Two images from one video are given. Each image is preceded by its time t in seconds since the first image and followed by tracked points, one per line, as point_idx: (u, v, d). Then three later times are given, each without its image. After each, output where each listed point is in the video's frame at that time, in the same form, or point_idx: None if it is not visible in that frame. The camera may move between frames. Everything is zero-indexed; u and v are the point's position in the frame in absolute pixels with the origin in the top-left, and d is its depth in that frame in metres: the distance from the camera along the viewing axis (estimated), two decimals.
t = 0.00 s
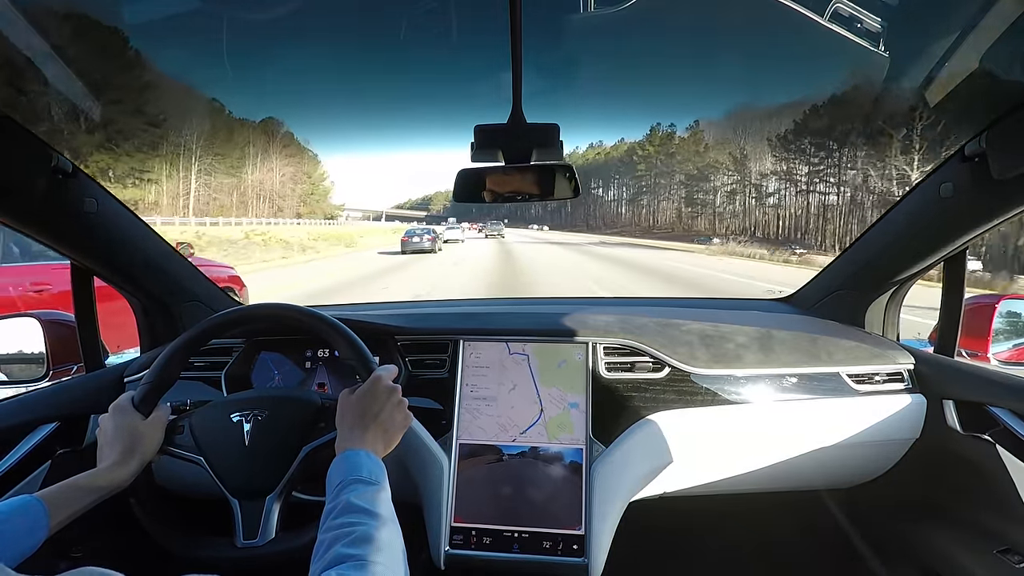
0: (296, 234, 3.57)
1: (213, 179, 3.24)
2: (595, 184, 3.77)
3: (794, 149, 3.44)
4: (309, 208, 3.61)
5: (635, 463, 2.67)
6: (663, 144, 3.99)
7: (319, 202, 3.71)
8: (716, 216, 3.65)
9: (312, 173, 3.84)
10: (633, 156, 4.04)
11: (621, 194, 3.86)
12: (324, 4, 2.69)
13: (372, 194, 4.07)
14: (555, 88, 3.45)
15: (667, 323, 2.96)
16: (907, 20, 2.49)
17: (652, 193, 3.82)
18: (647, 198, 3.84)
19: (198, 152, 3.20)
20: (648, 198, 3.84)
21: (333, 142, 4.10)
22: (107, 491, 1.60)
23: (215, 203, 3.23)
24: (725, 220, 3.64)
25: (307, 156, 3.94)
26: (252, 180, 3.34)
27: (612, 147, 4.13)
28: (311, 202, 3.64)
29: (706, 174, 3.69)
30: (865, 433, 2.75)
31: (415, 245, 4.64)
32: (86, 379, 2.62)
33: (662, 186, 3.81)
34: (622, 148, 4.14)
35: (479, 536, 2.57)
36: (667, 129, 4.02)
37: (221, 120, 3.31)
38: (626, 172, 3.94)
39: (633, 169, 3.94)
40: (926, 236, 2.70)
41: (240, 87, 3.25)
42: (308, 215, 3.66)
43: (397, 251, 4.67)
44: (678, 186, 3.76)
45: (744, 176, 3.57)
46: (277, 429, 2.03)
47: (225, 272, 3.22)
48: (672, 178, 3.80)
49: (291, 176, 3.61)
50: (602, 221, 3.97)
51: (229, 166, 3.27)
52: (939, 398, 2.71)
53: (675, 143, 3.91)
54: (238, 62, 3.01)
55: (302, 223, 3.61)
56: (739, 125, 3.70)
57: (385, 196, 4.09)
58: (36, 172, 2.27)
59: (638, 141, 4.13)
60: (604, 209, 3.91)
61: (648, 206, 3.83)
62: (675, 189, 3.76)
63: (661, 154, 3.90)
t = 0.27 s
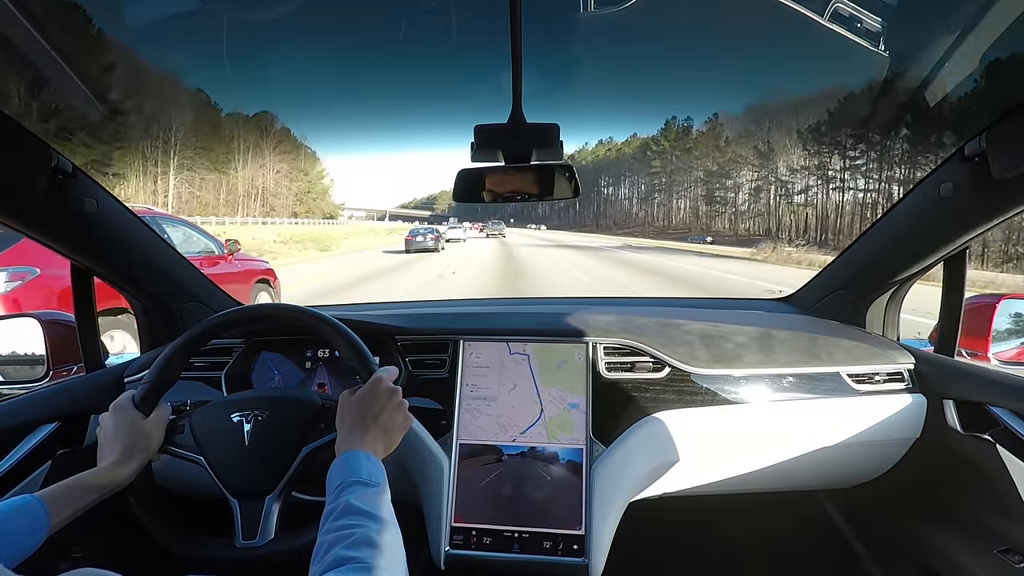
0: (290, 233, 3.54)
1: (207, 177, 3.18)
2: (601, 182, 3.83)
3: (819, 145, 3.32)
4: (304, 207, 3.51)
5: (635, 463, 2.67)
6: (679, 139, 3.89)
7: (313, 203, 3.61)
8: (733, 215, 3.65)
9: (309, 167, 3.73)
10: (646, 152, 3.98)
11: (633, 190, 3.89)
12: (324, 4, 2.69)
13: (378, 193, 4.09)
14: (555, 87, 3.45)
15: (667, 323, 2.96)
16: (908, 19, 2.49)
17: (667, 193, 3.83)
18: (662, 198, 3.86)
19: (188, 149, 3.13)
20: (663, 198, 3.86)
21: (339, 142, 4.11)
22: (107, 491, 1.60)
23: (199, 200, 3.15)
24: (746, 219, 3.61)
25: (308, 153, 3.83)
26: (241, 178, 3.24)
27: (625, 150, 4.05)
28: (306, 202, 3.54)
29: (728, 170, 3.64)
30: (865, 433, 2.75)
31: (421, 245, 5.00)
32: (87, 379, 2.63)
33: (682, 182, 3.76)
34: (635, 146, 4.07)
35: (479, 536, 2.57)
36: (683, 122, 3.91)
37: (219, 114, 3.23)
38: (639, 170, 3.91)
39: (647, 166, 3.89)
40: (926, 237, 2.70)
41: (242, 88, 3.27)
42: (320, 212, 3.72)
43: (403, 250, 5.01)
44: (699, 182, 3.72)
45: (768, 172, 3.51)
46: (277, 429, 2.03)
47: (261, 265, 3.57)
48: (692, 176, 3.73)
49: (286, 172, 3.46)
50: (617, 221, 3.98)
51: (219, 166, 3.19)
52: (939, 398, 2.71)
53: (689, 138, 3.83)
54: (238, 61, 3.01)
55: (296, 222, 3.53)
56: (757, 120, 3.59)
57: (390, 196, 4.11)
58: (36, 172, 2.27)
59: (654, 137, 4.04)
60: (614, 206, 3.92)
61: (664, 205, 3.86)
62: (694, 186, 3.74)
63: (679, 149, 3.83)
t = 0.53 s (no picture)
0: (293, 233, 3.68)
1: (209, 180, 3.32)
2: (613, 182, 3.98)
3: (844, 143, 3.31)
4: (300, 206, 3.63)
5: (635, 463, 2.66)
6: (697, 132, 3.87)
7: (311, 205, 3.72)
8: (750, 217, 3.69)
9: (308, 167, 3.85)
10: (660, 149, 4.07)
11: (646, 190, 4.02)
12: (324, 4, 2.70)
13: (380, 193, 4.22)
14: (555, 87, 3.46)
15: (667, 323, 2.96)
16: (908, 20, 2.49)
17: (685, 192, 3.93)
18: (679, 197, 3.96)
19: (178, 149, 3.25)
20: (684, 197, 3.93)
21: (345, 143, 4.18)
22: (106, 490, 1.60)
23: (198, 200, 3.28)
24: (770, 219, 3.64)
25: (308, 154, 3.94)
26: (238, 177, 3.36)
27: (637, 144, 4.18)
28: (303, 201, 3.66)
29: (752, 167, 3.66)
30: (865, 433, 2.74)
31: (423, 244, 4.95)
32: (86, 378, 2.62)
33: (699, 181, 3.86)
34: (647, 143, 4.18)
35: (479, 536, 2.56)
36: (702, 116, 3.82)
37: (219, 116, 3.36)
38: (653, 166, 4.03)
39: (662, 163, 4.00)
40: (926, 237, 2.69)
41: (242, 88, 3.29)
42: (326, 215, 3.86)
43: (407, 250, 4.96)
44: (722, 180, 3.77)
45: (797, 168, 3.51)
46: (277, 428, 2.03)
47: (292, 260, 3.78)
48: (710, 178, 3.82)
49: (281, 170, 3.61)
50: (628, 220, 4.06)
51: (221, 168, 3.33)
52: (939, 398, 2.71)
53: (708, 133, 3.82)
54: (238, 61, 3.02)
55: (292, 221, 3.64)
56: (778, 117, 3.57)
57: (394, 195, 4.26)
58: (36, 172, 2.27)
59: (669, 135, 4.05)
60: (628, 207, 4.02)
61: (683, 204, 3.93)
62: (708, 185, 3.85)
63: (697, 144, 3.86)
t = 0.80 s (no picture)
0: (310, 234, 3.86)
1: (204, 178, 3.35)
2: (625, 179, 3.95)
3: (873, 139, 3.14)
4: (292, 206, 3.71)
5: (635, 463, 2.66)
6: (714, 130, 3.74)
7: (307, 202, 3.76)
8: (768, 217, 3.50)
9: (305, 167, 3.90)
10: (675, 145, 3.91)
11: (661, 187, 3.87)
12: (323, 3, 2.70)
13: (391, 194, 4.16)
14: (555, 86, 3.47)
15: (667, 323, 2.96)
16: (908, 20, 2.49)
17: (702, 190, 3.77)
18: (694, 196, 3.79)
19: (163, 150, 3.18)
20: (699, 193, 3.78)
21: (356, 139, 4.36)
22: (106, 490, 1.60)
23: (197, 198, 3.31)
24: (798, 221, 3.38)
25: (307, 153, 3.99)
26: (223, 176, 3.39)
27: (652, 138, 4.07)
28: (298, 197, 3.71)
29: (779, 163, 3.47)
30: (866, 433, 2.74)
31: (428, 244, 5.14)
32: (86, 379, 2.62)
33: (717, 180, 3.71)
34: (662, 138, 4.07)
35: (479, 536, 2.55)
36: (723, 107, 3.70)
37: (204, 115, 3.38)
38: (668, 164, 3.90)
39: (679, 159, 3.84)
40: (926, 238, 2.69)
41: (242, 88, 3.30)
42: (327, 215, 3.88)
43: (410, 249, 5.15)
44: (744, 178, 3.60)
45: (831, 164, 3.34)
46: (277, 428, 2.03)
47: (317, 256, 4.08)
48: (727, 175, 3.68)
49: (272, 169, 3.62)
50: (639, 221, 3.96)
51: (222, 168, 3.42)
52: (939, 398, 2.71)
53: (728, 128, 3.69)
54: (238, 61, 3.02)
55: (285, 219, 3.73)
56: (808, 107, 3.41)
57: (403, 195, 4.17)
58: (37, 173, 2.27)
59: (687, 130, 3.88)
60: (639, 206, 3.94)
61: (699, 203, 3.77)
62: (727, 184, 3.68)
63: (711, 144, 3.70)
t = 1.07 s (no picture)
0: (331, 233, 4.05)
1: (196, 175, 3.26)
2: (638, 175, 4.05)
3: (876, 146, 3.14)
4: (281, 204, 3.67)
5: (635, 462, 2.66)
6: (735, 121, 3.69)
7: (300, 200, 3.75)
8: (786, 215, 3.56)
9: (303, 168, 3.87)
10: (692, 139, 3.97)
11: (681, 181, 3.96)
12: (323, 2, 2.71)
13: (392, 194, 4.17)
14: (556, 85, 3.48)
15: (667, 323, 2.97)
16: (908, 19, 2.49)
17: (718, 187, 3.84)
18: (711, 192, 3.86)
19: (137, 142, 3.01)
20: (717, 191, 3.84)
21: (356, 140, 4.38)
22: (106, 490, 1.60)
23: (179, 196, 3.15)
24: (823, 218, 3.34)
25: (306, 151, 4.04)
26: (210, 173, 3.29)
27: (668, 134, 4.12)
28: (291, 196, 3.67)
29: (812, 156, 3.40)
30: (866, 433, 2.74)
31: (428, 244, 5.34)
32: (86, 379, 2.62)
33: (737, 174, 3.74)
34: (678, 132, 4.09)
35: (479, 536, 2.55)
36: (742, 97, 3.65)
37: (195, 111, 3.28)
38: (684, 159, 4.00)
39: (696, 154, 3.93)
40: (927, 237, 2.69)
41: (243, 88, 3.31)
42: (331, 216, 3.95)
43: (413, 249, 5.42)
44: (767, 174, 3.62)
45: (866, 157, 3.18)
46: (277, 428, 2.03)
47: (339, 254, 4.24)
48: (744, 172, 3.74)
49: (261, 166, 3.50)
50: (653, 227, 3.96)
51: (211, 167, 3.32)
52: (939, 398, 2.71)
53: (750, 120, 3.64)
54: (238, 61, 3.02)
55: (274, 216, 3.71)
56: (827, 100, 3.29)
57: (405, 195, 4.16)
58: (36, 173, 2.27)
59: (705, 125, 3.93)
60: (653, 207, 3.98)
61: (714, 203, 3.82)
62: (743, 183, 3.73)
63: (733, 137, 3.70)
